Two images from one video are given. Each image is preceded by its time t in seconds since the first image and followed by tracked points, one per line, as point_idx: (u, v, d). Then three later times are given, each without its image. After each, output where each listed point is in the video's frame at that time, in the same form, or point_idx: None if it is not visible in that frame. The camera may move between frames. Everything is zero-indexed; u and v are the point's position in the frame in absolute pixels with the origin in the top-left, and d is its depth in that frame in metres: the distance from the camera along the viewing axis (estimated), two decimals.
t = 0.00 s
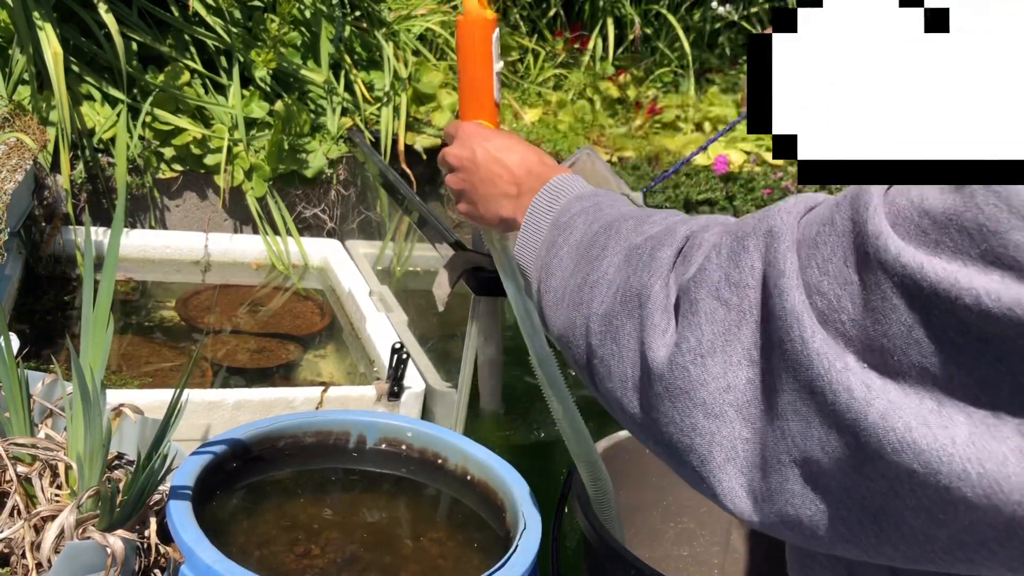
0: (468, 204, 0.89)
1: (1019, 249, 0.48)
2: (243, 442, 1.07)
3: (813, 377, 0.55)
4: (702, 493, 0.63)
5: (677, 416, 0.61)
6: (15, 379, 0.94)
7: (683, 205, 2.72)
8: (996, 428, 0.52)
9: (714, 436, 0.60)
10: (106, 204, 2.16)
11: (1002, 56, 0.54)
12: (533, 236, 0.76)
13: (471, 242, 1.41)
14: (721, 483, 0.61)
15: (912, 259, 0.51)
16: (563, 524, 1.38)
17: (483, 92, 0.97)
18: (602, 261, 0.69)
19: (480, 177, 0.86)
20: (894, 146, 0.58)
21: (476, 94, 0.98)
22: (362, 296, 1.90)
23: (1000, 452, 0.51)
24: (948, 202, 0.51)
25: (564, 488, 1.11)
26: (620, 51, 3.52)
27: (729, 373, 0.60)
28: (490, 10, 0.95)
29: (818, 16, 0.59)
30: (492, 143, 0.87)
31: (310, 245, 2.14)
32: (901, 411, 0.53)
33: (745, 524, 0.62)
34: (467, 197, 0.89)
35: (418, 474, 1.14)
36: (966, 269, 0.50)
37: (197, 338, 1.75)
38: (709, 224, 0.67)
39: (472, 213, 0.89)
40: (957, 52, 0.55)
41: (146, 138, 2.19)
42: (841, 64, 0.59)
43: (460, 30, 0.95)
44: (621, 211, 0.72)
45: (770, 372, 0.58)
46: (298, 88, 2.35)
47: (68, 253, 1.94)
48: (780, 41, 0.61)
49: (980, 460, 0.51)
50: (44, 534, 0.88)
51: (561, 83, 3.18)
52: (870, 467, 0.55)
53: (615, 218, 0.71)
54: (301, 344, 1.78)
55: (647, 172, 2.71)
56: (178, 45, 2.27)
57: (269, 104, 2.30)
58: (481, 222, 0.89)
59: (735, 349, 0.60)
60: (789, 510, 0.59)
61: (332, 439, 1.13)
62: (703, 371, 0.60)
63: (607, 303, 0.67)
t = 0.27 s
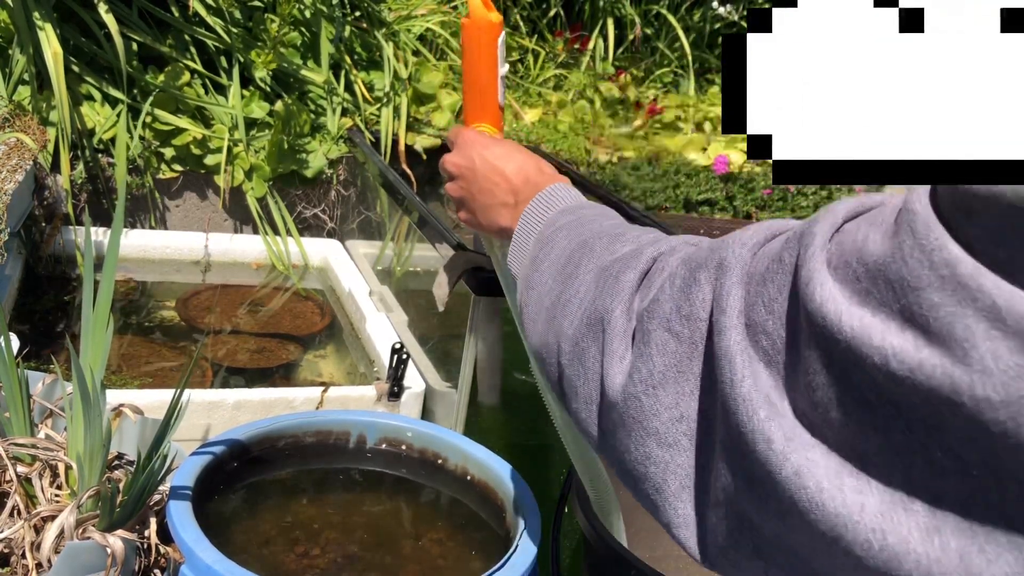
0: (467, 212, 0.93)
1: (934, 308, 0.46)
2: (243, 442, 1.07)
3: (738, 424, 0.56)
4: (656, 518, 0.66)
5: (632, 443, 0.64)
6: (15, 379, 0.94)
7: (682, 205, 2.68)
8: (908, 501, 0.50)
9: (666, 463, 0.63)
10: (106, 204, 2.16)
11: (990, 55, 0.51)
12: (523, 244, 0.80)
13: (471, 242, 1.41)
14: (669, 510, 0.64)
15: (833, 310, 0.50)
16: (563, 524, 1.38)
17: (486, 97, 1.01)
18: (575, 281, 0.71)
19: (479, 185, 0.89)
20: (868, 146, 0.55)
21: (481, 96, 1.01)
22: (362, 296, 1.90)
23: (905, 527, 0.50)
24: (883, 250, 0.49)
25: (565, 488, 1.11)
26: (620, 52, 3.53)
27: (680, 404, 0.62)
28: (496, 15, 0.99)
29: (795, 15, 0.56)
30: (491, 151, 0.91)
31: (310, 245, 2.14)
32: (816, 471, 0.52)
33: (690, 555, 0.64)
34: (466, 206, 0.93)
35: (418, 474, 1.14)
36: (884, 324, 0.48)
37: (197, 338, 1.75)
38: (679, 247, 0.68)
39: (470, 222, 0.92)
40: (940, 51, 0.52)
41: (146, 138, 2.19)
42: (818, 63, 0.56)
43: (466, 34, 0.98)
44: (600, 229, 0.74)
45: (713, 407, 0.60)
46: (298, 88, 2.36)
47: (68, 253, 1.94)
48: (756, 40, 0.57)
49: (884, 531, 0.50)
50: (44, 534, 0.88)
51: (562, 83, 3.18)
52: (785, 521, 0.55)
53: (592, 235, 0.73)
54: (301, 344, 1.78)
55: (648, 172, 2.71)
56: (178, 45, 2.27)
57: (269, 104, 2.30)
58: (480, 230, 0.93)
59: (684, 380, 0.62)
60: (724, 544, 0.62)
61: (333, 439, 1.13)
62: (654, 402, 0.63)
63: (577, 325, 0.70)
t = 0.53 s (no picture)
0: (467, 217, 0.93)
1: (962, 293, 0.46)
2: (243, 442, 1.07)
3: (763, 415, 0.56)
4: (674, 515, 0.66)
5: (650, 440, 0.64)
6: (15, 379, 0.94)
7: (683, 205, 2.77)
8: (934, 485, 0.51)
9: (686, 459, 0.63)
10: (106, 204, 2.16)
11: (995, 57, 0.53)
12: (526, 249, 0.78)
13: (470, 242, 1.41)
14: (690, 506, 0.63)
15: (860, 298, 0.50)
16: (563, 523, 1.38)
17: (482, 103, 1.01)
18: (586, 280, 0.71)
19: (477, 190, 0.89)
20: (868, 146, 0.58)
21: (476, 103, 1.01)
22: (362, 296, 1.90)
23: (933, 511, 0.50)
24: (905, 239, 0.50)
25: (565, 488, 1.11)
26: (620, 51, 3.53)
27: (700, 399, 0.62)
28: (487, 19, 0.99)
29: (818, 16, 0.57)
30: (490, 155, 0.91)
31: (310, 245, 2.14)
32: (842, 458, 0.53)
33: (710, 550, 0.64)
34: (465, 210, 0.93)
35: (418, 474, 1.14)
36: (910, 311, 0.49)
37: (197, 338, 1.75)
38: (690, 243, 0.69)
39: (470, 226, 0.92)
40: (951, 53, 0.54)
41: (146, 138, 2.18)
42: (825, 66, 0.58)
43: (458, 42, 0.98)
44: (609, 228, 0.74)
45: (735, 400, 0.60)
46: (298, 88, 2.36)
47: (68, 253, 1.94)
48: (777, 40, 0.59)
49: (912, 516, 0.51)
50: (44, 534, 0.88)
51: (561, 83, 3.18)
52: (814, 510, 0.55)
53: (600, 236, 0.73)
54: (301, 344, 1.78)
55: (647, 172, 2.71)
56: (178, 45, 2.26)
57: (269, 104, 2.30)
58: (479, 234, 0.93)
59: (705, 375, 0.61)
60: (746, 539, 0.61)
61: (333, 439, 1.13)
62: (673, 398, 0.62)
63: (590, 322, 0.69)
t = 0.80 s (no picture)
0: (466, 223, 0.93)
1: (953, 298, 0.46)
2: (243, 442, 1.06)
3: (755, 419, 0.56)
4: (671, 519, 0.66)
5: (645, 445, 0.64)
6: (15, 379, 0.94)
7: (683, 205, 2.81)
8: (927, 490, 0.50)
9: (682, 464, 0.63)
10: (106, 204, 2.16)
11: (997, 57, 0.52)
12: (525, 252, 0.80)
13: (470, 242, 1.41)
14: (686, 510, 0.64)
15: (852, 303, 0.50)
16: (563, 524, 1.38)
17: (481, 108, 1.01)
18: (583, 285, 0.72)
19: (477, 196, 0.90)
20: (868, 146, 0.58)
21: (474, 108, 1.01)
22: (362, 296, 1.90)
23: (926, 518, 0.50)
24: (898, 244, 0.50)
25: (565, 488, 1.11)
26: (620, 52, 3.53)
27: (695, 404, 0.62)
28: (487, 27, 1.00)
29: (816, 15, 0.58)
30: (489, 162, 0.92)
31: (310, 245, 2.14)
32: (835, 462, 0.53)
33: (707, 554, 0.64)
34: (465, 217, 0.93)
35: (418, 474, 1.14)
36: (903, 316, 0.49)
37: (197, 338, 1.75)
38: (688, 248, 0.69)
39: (470, 232, 0.93)
40: (951, 53, 0.54)
41: (146, 138, 2.18)
42: (823, 65, 0.58)
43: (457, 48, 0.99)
44: (606, 234, 0.74)
45: (729, 405, 0.60)
46: (298, 88, 2.36)
47: (68, 253, 1.94)
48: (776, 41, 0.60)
49: (903, 522, 0.50)
50: (44, 534, 0.88)
51: (562, 83, 3.17)
52: (807, 515, 0.55)
53: (597, 241, 0.74)
54: (301, 344, 1.78)
55: (647, 172, 2.71)
56: (178, 45, 2.26)
57: (269, 104, 2.30)
58: (479, 240, 0.93)
59: (700, 379, 0.62)
60: (742, 543, 0.61)
61: (333, 439, 1.13)
62: (669, 402, 0.63)
63: (587, 327, 0.70)
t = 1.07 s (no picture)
0: (477, 228, 0.93)
1: (993, 308, 0.46)
2: (244, 442, 1.07)
3: (786, 427, 0.56)
4: (697, 526, 0.66)
5: (673, 452, 0.64)
6: (15, 379, 0.94)
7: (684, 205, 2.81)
8: (962, 502, 0.50)
9: (712, 471, 0.63)
10: (106, 204, 2.16)
11: (976, 55, 0.53)
12: (539, 258, 0.79)
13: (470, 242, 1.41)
14: (712, 518, 0.64)
15: (886, 311, 0.50)
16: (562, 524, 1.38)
17: (488, 110, 1.01)
18: (604, 291, 0.71)
19: (486, 200, 0.90)
20: (843, 145, 0.59)
21: (482, 109, 1.01)
22: (362, 296, 1.90)
23: (962, 530, 0.50)
24: (934, 252, 0.49)
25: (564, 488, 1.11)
26: (620, 52, 3.53)
27: (725, 410, 0.62)
28: (492, 27, 0.99)
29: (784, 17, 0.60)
30: (498, 165, 0.91)
31: (310, 245, 2.14)
32: (867, 472, 0.52)
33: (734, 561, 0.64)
34: (474, 221, 0.93)
35: (418, 474, 1.14)
36: (939, 326, 0.48)
37: (197, 338, 1.75)
38: (713, 252, 0.68)
39: (480, 235, 0.93)
40: (924, 53, 0.55)
41: (146, 138, 2.18)
42: (798, 67, 0.59)
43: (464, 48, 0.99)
44: (625, 239, 0.74)
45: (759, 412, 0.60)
46: (298, 88, 2.36)
47: (68, 253, 1.94)
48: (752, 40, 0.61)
49: (939, 534, 0.50)
50: (44, 534, 0.88)
51: (562, 83, 3.18)
52: (838, 524, 0.55)
53: (618, 245, 0.73)
54: (301, 344, 1.79)
55: (647, 172, 2.72)
56: (178, 45, 2.27)
57: (269, 104, 2.30)
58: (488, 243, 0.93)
59: (729, 386, 0.61)
60: (769, 552, 0.61)
61: (333, 439, 1.13)
62: (698, 409, 0.62)
63: (610, 332, 0.70)
